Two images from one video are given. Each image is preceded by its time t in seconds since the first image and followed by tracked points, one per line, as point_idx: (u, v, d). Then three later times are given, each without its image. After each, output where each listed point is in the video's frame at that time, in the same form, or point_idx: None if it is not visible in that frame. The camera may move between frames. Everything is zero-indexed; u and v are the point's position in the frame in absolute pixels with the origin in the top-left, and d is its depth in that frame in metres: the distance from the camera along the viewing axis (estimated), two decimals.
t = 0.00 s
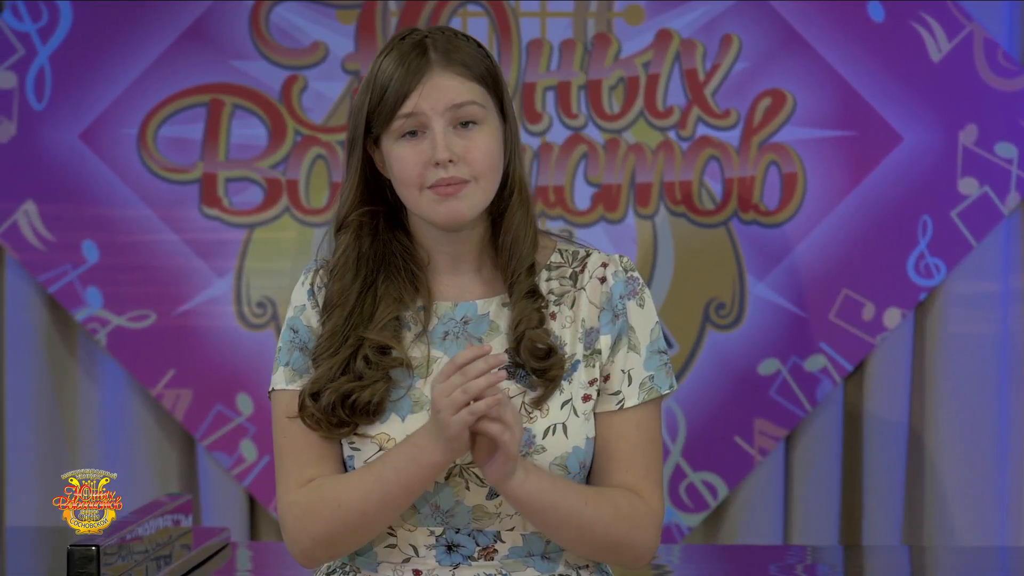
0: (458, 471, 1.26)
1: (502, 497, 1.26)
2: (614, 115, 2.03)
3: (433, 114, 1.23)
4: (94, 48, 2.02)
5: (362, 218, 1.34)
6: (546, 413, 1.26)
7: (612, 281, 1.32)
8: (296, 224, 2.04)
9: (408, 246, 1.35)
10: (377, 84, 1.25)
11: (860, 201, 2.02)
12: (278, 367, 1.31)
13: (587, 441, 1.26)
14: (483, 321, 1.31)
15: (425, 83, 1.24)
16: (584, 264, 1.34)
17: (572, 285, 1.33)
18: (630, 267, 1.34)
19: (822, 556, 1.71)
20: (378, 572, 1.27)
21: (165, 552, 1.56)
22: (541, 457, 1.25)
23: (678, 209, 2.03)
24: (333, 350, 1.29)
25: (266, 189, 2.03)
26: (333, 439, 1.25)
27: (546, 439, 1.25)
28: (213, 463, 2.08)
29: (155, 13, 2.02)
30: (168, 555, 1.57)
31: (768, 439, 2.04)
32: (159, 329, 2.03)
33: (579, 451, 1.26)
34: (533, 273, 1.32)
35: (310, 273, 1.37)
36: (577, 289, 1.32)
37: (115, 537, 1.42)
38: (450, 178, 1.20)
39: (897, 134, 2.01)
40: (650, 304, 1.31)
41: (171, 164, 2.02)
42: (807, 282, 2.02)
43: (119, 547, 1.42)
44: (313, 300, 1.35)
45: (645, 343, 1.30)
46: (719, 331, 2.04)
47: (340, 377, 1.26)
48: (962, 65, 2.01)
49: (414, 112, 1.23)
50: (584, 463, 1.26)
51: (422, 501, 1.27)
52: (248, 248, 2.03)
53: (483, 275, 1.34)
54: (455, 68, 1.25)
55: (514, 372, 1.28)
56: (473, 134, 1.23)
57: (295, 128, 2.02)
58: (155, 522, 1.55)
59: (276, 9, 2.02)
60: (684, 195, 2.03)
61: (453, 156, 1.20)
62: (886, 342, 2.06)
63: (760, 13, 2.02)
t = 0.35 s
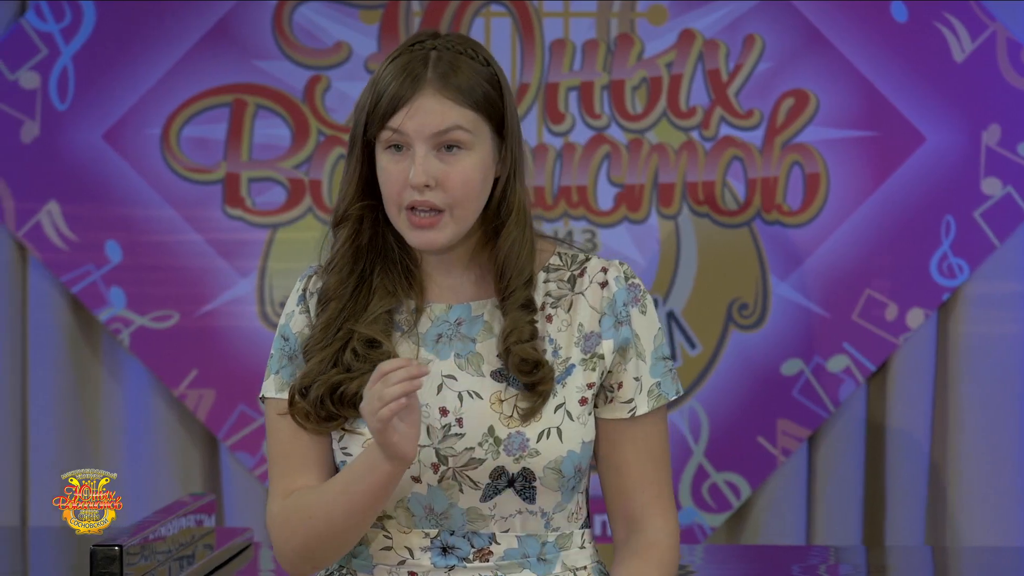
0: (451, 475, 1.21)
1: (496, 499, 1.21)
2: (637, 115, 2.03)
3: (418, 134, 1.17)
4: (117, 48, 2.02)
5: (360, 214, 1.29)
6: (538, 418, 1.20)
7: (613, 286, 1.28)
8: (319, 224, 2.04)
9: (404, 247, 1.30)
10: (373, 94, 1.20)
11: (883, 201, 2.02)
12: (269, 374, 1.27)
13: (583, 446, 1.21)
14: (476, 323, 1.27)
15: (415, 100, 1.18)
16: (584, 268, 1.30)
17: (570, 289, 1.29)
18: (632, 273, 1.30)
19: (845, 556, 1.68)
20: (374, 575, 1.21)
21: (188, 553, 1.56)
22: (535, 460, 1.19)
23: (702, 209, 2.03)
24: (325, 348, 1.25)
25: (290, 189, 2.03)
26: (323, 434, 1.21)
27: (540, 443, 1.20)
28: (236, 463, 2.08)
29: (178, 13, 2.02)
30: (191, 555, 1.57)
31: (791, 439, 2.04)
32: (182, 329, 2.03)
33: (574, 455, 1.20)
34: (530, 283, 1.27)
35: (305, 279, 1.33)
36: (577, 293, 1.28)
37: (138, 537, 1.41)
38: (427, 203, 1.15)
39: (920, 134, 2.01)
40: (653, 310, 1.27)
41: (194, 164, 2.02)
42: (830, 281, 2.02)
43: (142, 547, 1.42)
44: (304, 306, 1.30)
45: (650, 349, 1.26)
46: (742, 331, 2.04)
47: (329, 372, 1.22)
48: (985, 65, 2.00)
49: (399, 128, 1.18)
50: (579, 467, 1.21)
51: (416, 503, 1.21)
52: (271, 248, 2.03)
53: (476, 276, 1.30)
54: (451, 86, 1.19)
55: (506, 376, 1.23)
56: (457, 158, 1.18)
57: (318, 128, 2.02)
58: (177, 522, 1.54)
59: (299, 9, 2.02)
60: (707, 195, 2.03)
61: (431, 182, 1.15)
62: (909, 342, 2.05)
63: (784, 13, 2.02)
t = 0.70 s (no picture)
0: (451, 479, 1.20)
1: (496, 503, 1.20)
2: (651, 115, 2.03)
3: (421, 143, 1.17)
4: (131, 49, 2.02)
5: (369, 215, 1.28)
6: (539, 423, 1.20)
7: (617, 291, 1.27)
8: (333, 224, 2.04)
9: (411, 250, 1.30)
10: (379, 99, 1.20)
11: (897, 200, 2.02)
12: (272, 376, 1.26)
13: (583, 451, 1.20)
14: (479, 327, 1.26)
15: (420, 108, 1.18)
16: (588, 272, 1.29)
17: (574, 294, 1.28)
18: (636, 279, 1.29)
19: (859, 556, 1.67)
20: None
21: (201, 552, 1.56)
22: (535, 466, 1.19)
23: (716, 210, 2.03)
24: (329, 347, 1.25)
25: (304, 189, 2.03)
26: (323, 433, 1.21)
27: (540, 448, 1.20)
28: (250, 463, 2.08)
29: (193, 13, 2.02)
30: (205, 555, 1.57)
31: (805, 439, 2.04)
32: (196, 329, 2.03)
33: (574, 460, 1.20)
34: (536, 289, 1.26)
35: (310, 279, 1.32)
36: (580, 297, 1.27)
37: (152, 537, 1.41)
38: (428, 212, 1.16)
39: (934, 134, 2.01)
40: (655, 317, 1.27)
41: (209, 164, 2.02)
42: (845, 281, 2.02)
43: (155, 547, 1.42)
44: (308, 308, 1.29)
45: (651, 355, 1.25)
46: (756, 331, 2.04)
47: (331, 373, 1.22)
48: (1000, 65, 2.00)
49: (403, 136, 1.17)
50: (579, 471, 1.21)
51: (416, 506, 1.21)
52: (286, 248, 2.03)
53: (480, 281, 1.29)
54: (456, 94, 1.18)
55: (507, 382, 1.22)
56: (460, 167, 1.17)
57: (332, 129, 2.02)
58: (191, 522, 1.54)
59: (314, 9, 2.02)
60: (721, 196, 2.03)
61: (434, 191, 1.15)
62: (924, 342, 2.05)
63: (798, 13, 2.02)
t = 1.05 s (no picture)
0: (460, 482, 1.19)
1: (505, 505, 1.20)
2: (665, 115, 2.03)
3: (435, 126, 1.18)
4: (145, 49, 2.02)
5: (384, 211, 1.28)
6: (548, 427, 1.19)
7: (628, 293, 1.27)
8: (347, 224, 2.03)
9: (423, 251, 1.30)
10: (397, 85, 1.22)
11: (911, 200, 2.01)
12: (283, 375, 1.26)
13: (592, 454, 1.20)
14: (490, 329, 1.25)
15: (436, 91, 1.19)
16: (600, 274, 1.29)
17: (586, 295, 1.28)
18: (647, 280, 1.29)
19: (873, 556, 1.66)
20: None
21: (215, 553, 1.55)
22: (544, 469, 1.18)
23: (730, 210, 2.03)
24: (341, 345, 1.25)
25: (318, 189, 2.03)
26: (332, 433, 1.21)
27: (549, 451, 1.19)
28: (264, 463, 2.08)
29: (207, 13, 2.02)
30: (218, 555, 1.56)
31: (819, 439, 2.04)
32: (211, 329, 2.03)
33: (584, 463, 1.19)
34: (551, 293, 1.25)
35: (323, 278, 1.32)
36: (592, 299, 1.27)
37: (166, 537, 1.41)
38: (436, 194, 1.16)
39: (948, 134, 2.01)
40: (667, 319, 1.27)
41: (223, 164, 2.02)
42: (859, 281, 2.02)
43: (170, 547, 1.41)
44: (320, 307, 1.29)
45: (662, 357, 1.25)
46: (770, 331, 2.04)
47: (342, 373, 1.22)
48: (1014, 65, 2.00)
49: (418, 118, 1.19)
50: (589, 474, 1.20)
51: (425, 508, 1.20)
52: (300, 248, 2.03)
53: (491, 282, 1.29)
54: (472, 80, 1.20)
55: (517, 384, 1.21)
56: (472, 152, 1.18)
57: (346, 128, 2.02)
58: (206, 522, 1.54)
59: (327, 9, 2.02)
60: (735, 196, 2.03)
61: (443, 172, 1.16)
62: (937, 343, 2.05)
63: (812, 13, 2.02)
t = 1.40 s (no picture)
0: (475, 482, 1.19)
1: (519, 506, 1.19)
2: (678, 114, 2.03)
3: (464, 114, 1.20)
4: (158, 49, 2.02)
5: (403, 206, 1.29)
6: (564, 427, 1.18)
7: (642, 293, 1.26)
8: (360, 224, 2.03)
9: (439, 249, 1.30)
10: (424, 74, 1.23)
11: (925, 200, 2.01)
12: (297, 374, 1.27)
13: (607, 454, 1.20)
14: (505, 330, 1.24)
15: (466, 79, 1.21)
16: (613, 274, 1.29)
17: (599, 295, 1.28)
18: (660, 280, 1.29)
19: (886, 556, 1.65)
20: None
21: (228, 552, 1.55)
22: (559, 469, 1.18)
23: (743, 210, 2.03)
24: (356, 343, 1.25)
25: (331, 189, 2.03)
26: (344, 433, 1.21)
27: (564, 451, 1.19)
28: (278, 462, 2.09)
29: (220, 13, 2.02)
30: (231, 554, 1.56)
31: (833, 439, 2.04)
32: (223, 329, 2.03)
33: (598, 464, 1.19)
34: (568, 296, 1.25)
35: (338, 277, 1.33)
36: (606, 299, 1.27)
37: (179, 537, 1.41)
38: (463, 180, 1.18)
39: (960, 134, 2.01)
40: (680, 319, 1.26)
41: (236, 164, 2.02)
42: (871, 282, 2.02)
43: (183, 547, 1.41)
44: (334, 307, 1.30)
45: (675, 358, 1.25)
46: (783, 331, 2.04)
47: (357, 372, 1.22)
48: None
49: (447, 106, 1.21)
50: (603, 474, 1.20)
51: (439, 508, 1.20)
52: (312, 248, 2.03)
53: (506, 283, 1.29)
54: (502, 70, 1.22)
55: (531, 384, 1.21)
56: (500, 141, 1.20)
57: (359, 129, 2.02)
58: (219, 522, 1.54)
59: (340, 9, 2.02)
60: (748, 195, 2.03)
61: (471, 158, 1.18)
62: (950, 343, 2.05)
63: (825, 13, 2.02)
